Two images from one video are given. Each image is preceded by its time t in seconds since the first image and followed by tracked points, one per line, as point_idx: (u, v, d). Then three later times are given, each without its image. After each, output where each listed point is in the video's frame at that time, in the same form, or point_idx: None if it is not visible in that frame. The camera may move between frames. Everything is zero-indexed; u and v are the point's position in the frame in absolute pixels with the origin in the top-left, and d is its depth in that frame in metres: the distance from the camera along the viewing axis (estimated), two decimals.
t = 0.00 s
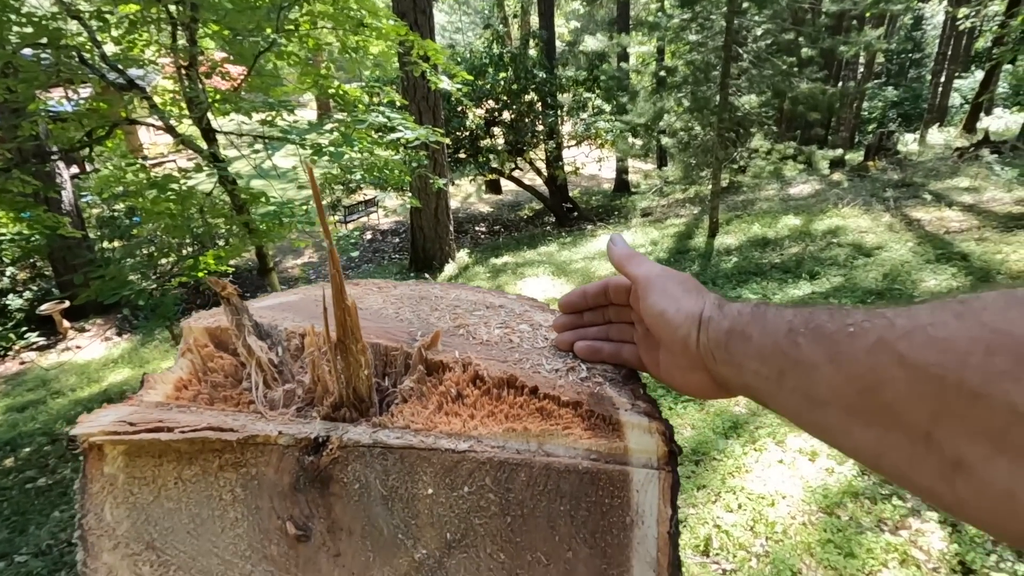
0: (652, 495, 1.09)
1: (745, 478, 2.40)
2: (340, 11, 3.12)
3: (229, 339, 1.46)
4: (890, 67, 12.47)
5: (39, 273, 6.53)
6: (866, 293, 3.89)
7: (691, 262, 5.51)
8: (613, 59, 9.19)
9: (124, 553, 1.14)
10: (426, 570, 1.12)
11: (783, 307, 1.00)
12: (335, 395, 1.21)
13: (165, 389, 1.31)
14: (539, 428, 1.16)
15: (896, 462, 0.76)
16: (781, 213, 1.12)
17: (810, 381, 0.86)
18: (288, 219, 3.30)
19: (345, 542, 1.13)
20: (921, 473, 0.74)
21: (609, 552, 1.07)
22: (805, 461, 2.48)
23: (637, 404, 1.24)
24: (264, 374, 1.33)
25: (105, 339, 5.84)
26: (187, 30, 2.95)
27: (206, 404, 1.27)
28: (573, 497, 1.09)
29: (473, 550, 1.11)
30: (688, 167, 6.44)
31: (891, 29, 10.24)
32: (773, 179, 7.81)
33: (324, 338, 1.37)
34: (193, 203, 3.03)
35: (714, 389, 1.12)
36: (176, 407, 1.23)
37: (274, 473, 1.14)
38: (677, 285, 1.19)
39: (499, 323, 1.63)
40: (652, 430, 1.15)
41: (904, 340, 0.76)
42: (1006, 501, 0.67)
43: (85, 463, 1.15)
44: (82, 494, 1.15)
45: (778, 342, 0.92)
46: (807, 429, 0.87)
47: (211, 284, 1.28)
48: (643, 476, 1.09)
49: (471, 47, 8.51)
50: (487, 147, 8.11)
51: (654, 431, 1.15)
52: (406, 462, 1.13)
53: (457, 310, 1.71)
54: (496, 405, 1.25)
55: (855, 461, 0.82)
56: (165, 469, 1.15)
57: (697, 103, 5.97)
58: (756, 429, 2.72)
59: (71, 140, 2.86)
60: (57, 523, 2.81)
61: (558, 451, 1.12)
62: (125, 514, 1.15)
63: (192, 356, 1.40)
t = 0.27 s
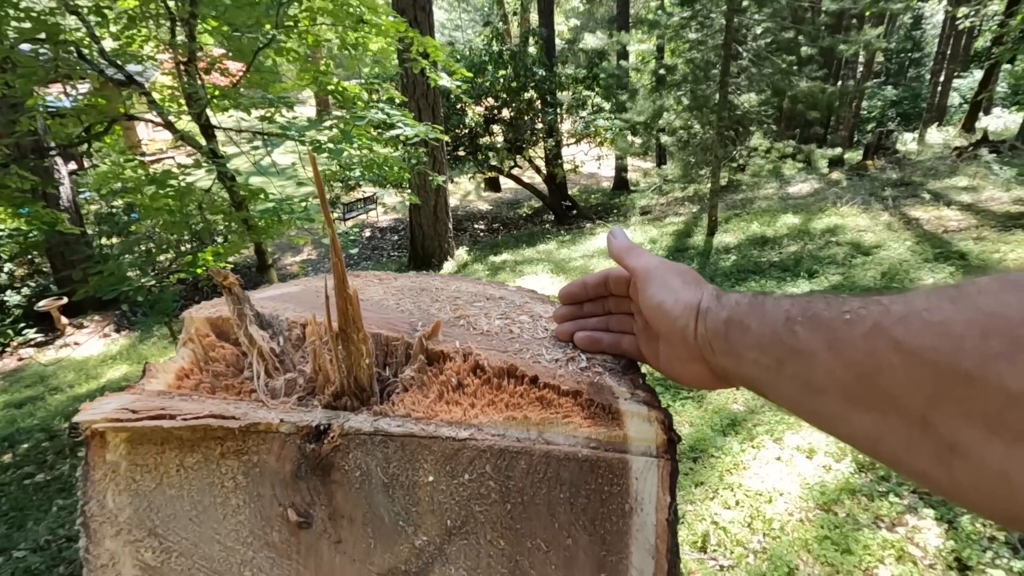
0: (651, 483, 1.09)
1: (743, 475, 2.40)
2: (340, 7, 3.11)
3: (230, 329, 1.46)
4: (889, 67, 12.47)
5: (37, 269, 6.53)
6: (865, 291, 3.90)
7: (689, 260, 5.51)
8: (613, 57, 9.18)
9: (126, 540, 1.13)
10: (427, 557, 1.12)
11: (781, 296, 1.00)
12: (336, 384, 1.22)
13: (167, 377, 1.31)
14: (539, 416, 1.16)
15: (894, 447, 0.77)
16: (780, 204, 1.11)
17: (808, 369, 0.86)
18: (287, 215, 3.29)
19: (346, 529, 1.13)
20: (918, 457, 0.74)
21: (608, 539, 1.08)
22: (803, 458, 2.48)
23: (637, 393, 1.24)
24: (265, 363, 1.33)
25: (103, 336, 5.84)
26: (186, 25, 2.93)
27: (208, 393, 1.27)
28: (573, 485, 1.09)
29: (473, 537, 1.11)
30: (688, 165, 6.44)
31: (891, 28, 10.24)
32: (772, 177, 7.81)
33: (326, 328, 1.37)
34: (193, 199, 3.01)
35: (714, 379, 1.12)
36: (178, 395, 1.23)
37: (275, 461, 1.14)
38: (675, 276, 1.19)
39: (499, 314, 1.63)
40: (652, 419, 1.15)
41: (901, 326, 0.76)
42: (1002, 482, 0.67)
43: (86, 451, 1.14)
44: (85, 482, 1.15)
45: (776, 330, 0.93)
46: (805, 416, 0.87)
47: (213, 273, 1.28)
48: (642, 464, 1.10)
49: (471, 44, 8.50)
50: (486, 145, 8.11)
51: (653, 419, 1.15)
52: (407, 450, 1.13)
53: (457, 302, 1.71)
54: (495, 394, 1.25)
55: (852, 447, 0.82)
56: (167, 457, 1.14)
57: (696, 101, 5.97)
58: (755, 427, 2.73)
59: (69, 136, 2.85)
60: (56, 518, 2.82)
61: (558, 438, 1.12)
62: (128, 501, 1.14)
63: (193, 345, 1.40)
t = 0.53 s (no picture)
0: (647, 477, 1.10)
1: (740, 473, 2.41)
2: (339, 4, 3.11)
3: (229, 325, 1.46)
4: (889, 66, 12.47)
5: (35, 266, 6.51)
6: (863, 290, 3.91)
7: (688, 258, 5.52)
8: (612, 54, 9.17)
9: (126, 533, 1.14)
10: (425, 551, 1.13)
11: (773, 295, 1.01)
12: (334, 379, 1.22)
13: (167, 372, 1.31)
14: (536, 411, 1.17)
15: (883, 442, 0.77)
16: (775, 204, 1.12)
17: (800, 365, 0.86)
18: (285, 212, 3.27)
19: (344, 522, 1.13)
20: (907, 451, 0.75)
21: (604, 533, 1.09)
22: (800, 456, 2.49)
23: (633, 389, 1.25)
24: (264, 358, 1.34)
25: (102, 332, 5.83)
26: (185, 22, 2.93)
27: (207, 388, 1.27)
28: (570, 479, 1.09)
29: (470, 530, 1.11)
30: (687, 163, 6.44)
31: (891, 26, 10.23)
32: (771, 176, 7.81)
33: (325, 324, 1.38)
34: (192, 196, 3.00)
35: (708, 377, 1.12)
36: (178, 390, 1.23)
37: (274, 455, 1.14)
38: (669, 274, 1.20)
39: (497, 310, 1.63)
40: (647, 414, 1.15)
41: (891, 323, 0.77)
42: (990, 476, 0.67)
43: (86, 445, 1.14)
44: (85, 475, 1.15)
45: (769, 328, 0.93)
46: (796, 413, 0.88)
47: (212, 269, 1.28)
48: (638, 459, 1.10)
49: (470, 42, 8.48)
50: (485, 142, 8.11)
51: (649, 414, 1.15)
52: (404, 445, 1.13)
53: (455, 298, 1.72)
54: (493, 389, 1.26)
55: (844, 444, 0.82)
56: (167, 451, 1.14)
57: (696, 100, 5.97)
58: (752, 425, 2.74)
59: (67, 132, 2.87)
60: (55, 514, 2.82)
61: (555, 434, 1.13)
62: (128, 494, 1.14)
63: (193, 341, 1.40)
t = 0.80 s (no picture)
0: (644, 470, 1.10)
1: (738, 469, 2.42)
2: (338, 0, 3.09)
3: (227, 319, 1.46)
4: (888, 64, 12.45)
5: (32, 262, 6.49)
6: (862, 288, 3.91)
7: (687, 256, 5.52)
8: (612, 51, 9.14)
9: (125, 525, 1.14)
10: (423, 543, 1.13)
11: (769, 291, 1.01)
12: (333, 373, 1.22)
13: (165, 366, 1.31)
14: (534, 406, 1.17)
15: (877, 439, 0.77)
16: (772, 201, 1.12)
17: (796, 361, 0.86)
18: (283, 210, 3.26)
19: (342, 515, 1.14)
20: (900, 447, 0.75)
21: (601, 525, 1.09)
22: (798, 453, 2.50)
23: (629, 383, 1.25)
24: (262, 352, 1.34)
25: (99, 329, 5.82)
26: (183, 17, 2.91)
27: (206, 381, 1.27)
28: (567, 473, 1.10)
29: (468, 523, 1.12)
30: (686, 161, 6.44)
31: (891, 24, 10.22)
32: (770, 174, 7.81)
33: (323, 319, 1.38)
34: (190, 191, 2.99)
35: (704, 374, 1.12)
36: (177, 383, 1.23)
37: (273, 448, 1.14)
38: (665, 271, 1.20)
39: (494, 305, 1.63)
40: (644, 408, 1.15)
41: (885, 319, 0.77)
42: (982, 471, 0.68)
43: (85, 438, 1.14)
44: (84, 468, 1.14)
45: (764, 324, 0.93)
46: (790, 408, 0.88)
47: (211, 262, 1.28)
48: (635, 452, 1.11)
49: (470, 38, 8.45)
50: (484, 140, 8.10)
51: (646, 408, 1.15)
52: (402, 439, 1.14)
53: (453, 294, 1.72)
54: (490, 383, 1.26)
55: (837, 439, 0.83)
56: (166, 444, 1.14)
57: (695, 97, 5.97)
58: (750, 422, 2.74)
59: (65, 128, 2.86)
60: (53, 511, 2.82)
61: (552, 427, 1.13)
62: (127, 487, 1.14)
63: (191, 335, 1.40)
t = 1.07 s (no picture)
0: (643, 472, 1.10)
1: (736, 468, 2.43)
2: None
3: (227, 321, 1.46)
4: (887, 62, 12.46)
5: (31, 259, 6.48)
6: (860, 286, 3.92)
7: (686, 254, 5.52)
8: (611, 49, 9.13)
9: (127, 527, 1.14)
10: (423, 544, 1.14)
11: (769, 294, 1.01)
12: (334, 375, 1.22)
13: (166, 367, 1.31)
14: (534, 408, 1.17)
15: (875, 442, 0.78)
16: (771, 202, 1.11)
17: (795, 365, 0.87)
18: (282, 207, 3.25)
19: (343, 516, 1.14)
20: (898, 450, 0.76)
21: (601, 527, 1.10)
22: (796, 451, 2.51)
23: (630, 385, 1.25)
24: (263, 354, 1.34)
25: (98, 326, 5.81)
26: (181, 14, 2.90)
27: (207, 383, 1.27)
28: (567, 475, 1.10)
29: (468, 525, 1.12)
30: (685, 159, 6.44)
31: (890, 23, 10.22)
32: (769, 172, 7.82)
33: (323, 320, 1.38)
34: (189, 189, 2.99)
35: (704, 375, 1.12)
36: (178, 385, 1.23)
37: (274, 450, 1.14)
38: (665, 274, 1.20)
39: (494, 307, 1.63)
40: (644, 410, 1.16)
41: (884, 324, 0.77)
42: (978, 474, 0.69)
43: (86, 440, 1.14)
44: (85, 470, 1.15)
45: (764, 327, 0.93)
46: (790, 411, 0.88)
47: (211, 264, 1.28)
48: (634, 455, 1.11)
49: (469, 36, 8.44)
50: (484, 137, 8.10)
51: (646, 411, 1.15)
52: (402, 441, 1.14)
53: (453, 295, 1.72)
54: (490, 385, 1.26)
55: (836, 442, 0.83)
56: (167, 446, 1.14)
57: (694, 95, 5.97)
58: (748, 420, 2.75)
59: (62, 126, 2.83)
60: (52, 508, 2.82)
61: (553, 430, 1.13)
62: (128, 489, 1.14)
63: (192, 337, 1.40)
